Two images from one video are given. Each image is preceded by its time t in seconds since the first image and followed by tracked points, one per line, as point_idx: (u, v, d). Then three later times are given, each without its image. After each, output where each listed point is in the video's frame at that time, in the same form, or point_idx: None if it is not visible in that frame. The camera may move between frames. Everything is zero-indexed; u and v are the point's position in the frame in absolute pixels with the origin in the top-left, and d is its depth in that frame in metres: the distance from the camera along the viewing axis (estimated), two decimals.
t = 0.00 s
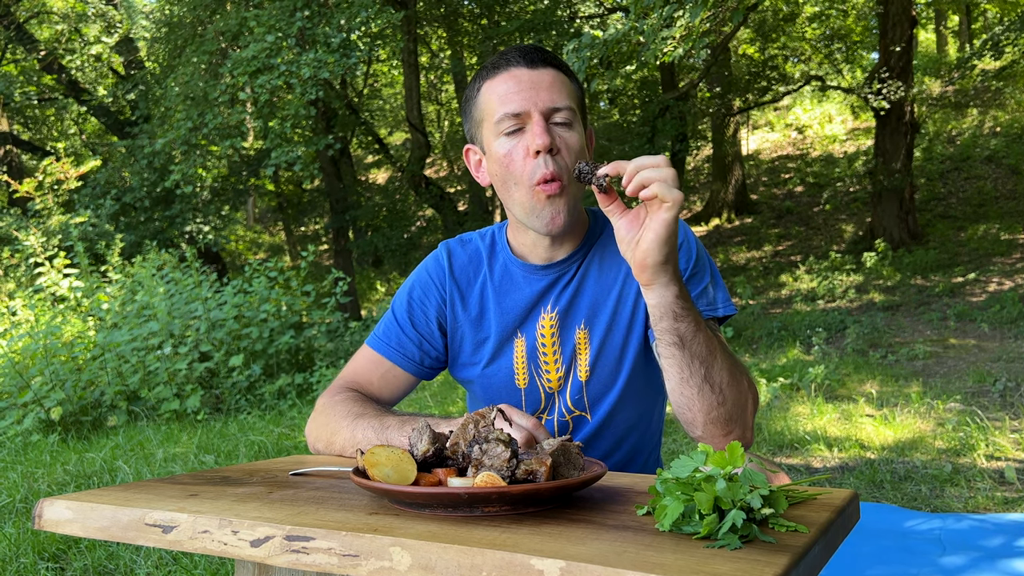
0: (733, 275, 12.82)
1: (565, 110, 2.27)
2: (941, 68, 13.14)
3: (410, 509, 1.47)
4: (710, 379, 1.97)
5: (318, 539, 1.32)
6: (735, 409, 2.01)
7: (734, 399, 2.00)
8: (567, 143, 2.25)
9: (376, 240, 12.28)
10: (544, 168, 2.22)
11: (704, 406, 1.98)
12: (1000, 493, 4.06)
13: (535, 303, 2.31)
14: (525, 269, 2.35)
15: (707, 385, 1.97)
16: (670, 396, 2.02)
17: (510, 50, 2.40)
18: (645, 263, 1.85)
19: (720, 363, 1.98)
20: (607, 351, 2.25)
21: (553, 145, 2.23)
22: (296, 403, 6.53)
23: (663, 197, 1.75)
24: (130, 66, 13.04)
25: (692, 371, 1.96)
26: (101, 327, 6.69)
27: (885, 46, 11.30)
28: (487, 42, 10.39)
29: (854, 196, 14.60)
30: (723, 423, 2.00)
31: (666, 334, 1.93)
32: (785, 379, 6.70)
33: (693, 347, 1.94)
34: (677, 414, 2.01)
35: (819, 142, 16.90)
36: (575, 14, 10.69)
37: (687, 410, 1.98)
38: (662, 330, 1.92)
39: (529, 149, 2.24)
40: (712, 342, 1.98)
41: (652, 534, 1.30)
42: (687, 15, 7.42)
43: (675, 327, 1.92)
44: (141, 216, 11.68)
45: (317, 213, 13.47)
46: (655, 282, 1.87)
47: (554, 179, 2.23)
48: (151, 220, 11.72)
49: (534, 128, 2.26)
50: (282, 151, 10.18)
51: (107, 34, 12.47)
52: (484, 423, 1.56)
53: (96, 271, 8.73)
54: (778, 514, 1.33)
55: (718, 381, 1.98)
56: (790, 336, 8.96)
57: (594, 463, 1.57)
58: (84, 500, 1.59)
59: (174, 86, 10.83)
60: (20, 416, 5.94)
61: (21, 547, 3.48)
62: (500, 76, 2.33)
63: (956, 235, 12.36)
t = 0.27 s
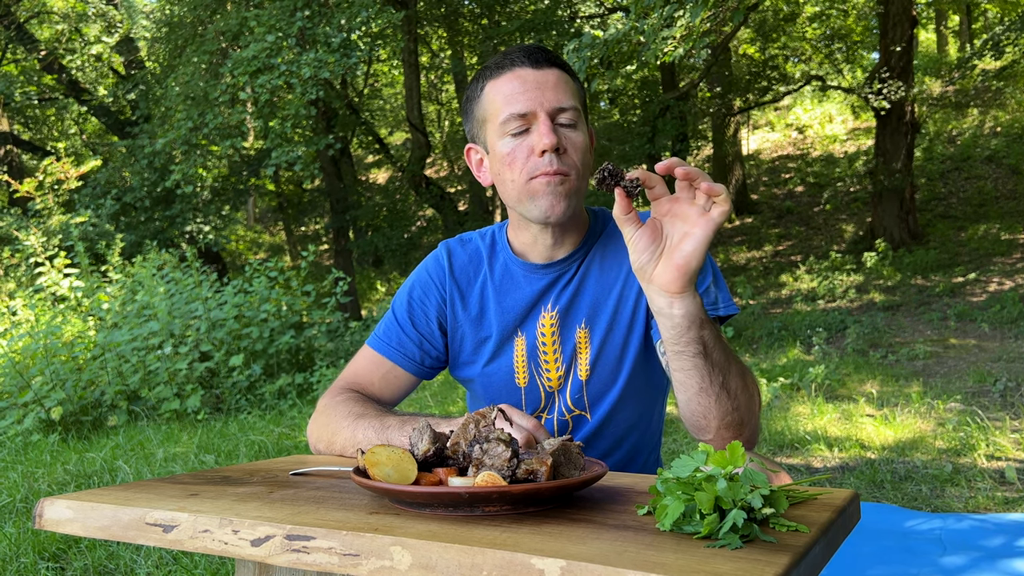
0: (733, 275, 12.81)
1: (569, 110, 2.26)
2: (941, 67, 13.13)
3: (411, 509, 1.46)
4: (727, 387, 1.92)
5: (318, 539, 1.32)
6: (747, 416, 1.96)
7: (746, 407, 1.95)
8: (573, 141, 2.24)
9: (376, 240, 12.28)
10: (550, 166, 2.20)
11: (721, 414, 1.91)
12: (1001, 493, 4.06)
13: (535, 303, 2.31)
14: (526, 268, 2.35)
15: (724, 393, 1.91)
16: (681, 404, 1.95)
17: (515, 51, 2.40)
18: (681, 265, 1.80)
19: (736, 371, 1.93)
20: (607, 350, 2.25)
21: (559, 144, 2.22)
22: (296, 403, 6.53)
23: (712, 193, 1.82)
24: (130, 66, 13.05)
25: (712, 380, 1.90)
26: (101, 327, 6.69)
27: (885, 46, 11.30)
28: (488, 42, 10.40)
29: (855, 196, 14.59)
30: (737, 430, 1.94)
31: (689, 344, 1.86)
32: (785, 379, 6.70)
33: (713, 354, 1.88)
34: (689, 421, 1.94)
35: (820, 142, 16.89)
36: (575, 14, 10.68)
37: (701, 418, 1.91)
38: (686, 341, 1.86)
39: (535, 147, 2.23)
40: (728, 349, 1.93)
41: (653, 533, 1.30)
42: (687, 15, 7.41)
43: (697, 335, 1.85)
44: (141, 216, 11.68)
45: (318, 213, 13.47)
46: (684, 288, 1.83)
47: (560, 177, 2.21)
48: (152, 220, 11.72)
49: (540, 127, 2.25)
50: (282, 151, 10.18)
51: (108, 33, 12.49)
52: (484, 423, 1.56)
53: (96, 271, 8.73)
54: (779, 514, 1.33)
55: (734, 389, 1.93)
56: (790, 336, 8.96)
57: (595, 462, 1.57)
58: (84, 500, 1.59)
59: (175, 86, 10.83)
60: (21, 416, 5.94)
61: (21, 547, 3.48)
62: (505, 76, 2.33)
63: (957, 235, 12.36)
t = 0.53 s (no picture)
0: (733, 275, 12.81)
1: (577, 109, 2.27)
2: (942, 66, 13.13)
3: (411, 508, 1.46)
4: (731, 395, 1.91)
5: (319, 538, 1.32)
6: (752, 421, 1.96)
7: (750, 412, 1.95)
8: (580, 141, 2.24)
9: (377, 240, 12.27)
10: (558, 165, 2.20)
11: (724, 420, 1.91)
12: (1001, 493, 4.06)
13: (537, 302, 2.31)
14: (527, 268, 2.35)
15: (729, 401, 1.91)
16: (684, 411, 1.94)
17: (522, 51, 2.41)
18: (687, 282, 1.77)
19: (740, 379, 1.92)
20: (609, 350, 2.25)
21: (567, 144, 2.22)
22: (296, 403, 6.53)
23: (726, 208, 1.76)
24: (131, 65, 13.05)
25: (717, 390, 1.89)
26: (101, 326, 6.69)
27: (885, 46, 11.30)
28: (488, 42, 10.40)
29: (855, 196, 14.58)
30: (741, 434, 1.94)
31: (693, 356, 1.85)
32: (786, 379, 6.70)
33: (716, 364, 1.87)
34: (694, 427, 1.93)
35: (820, 142, 16.88)
36: (576, 14, 10.67)
37: (705, 424, 1.91)
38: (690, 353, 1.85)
39: (543, 146, 2.22)
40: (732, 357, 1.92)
41: (653, 532, 1.30)
42: (687, 15, 7.41)
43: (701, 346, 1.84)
44: (142, 216, 11.67)
45: (318, 213, 13.47)
46: (689, 303, 1.80)
47: (568, 177, 2.21)
48: (152, 220, 11.72)
49: (548, 126, 2.26)
50: (282, 151, 10.18)
51: (108, 33, 12.49)
52: (484, 423, 1.55)
53: (97, 270, 8.73)
54: (779, 514, 1.33)
55: (738, 396, 1.92)
56: (791, 336, 8.96)
57: (595, 462, 1.57)
58: (85, 500, 1.59)
59: (175, 86, 10.83)
60: (21, 416, 5.94)
61: (21, 547, 3.48)
62: (512, 75, 2.34)
63: (957, 235, 12.35)
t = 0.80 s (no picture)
0: (733, 275, 12.80)
1: (582, 110, 2.26)
2: (942, 66, 13.13)
3: (411, 508, 1.46)
4: (731, 397, 1.91)
5: (319, 538, 1.32)
6: (754, 423, 1.96)
7: (752, 414, 1.95)
8: (584, 143, 2.24)
9: (377, 239, 12.27)
10: (561, 166, 2.20)
11: (725, 423, 1.91)
12: (1001, 493, 4.06)
13: (538, 303, 2.31)
14: (529, 268, 2.35)
15: (729, 405, 1.91)
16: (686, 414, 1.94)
17: (527, 50, 2.40)
18: (687, 288, 1.77)
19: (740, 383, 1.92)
20: (611, 350, 2.25)
21: (570, 145, 2.22)
22: (296, 402, 6.53)
23: (732, 217, 1.75)
24: (131, 65, 13.05)
25: (716, 393, 1.88)
26: (101, 326, 6.69)
27: (886, 46, 11.30)
28: (488, 41, 10.40)
29: (855, 196, 14.57)
30: (742, 435, 1.94)
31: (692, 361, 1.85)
32: (786, 378, 6.70)
33: (715, 368, 1.87)
34: (694, 428, 1.93)
35: (820, 142, 16.87)
36: (576, 14, 10.66)
37: (706, 427, 1.91)
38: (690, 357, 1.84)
39: (546, 147, 2.22)
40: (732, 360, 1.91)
41: (653, 532, 1.30)
42: (687, 15, 7.41)
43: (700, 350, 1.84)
44: (142, 215, 11.67)
45: (318, 213, 13.47)
46: (689, 308, 1.80)
47: (572, 178, 2.20)
48: (152, 220, 11.71)
49: (552, 128, 2.25)
50: (282, 151, 10.18)
51: (108, 32, 12.46)
52: (485, 423, 1.55)
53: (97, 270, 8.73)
54: (779, 513, 1.33)
55: (738, 398, 1.92)
56: (791, 336, 8.96)
57: (596, 462, 1.57)
58: (85, 499, 1.59)
59: (175, 85, 10.83)
60: (21, 415, 5.94)
61: (21, 546, 3.47)
62: (517, 75, 2.33)
63: (957, 235, 12.35)
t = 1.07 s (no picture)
0: (734, 275, 12.80)
1: (582, 112, 2.26)
2: (942, 66, 13.13)
3: (411, 507, 1.46)
4: (729, 396, 1.91)
5: (318, 537, 1.32)
6: (752, 420, 1.97)
7: (750, 412, 1.96)
8: (584, 146, 2.24)
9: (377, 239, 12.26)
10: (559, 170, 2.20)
11: (722, 422, 1.92)
12: (1001, 493, 4.06)
13: (540, 303, 2.32)
14: (531, 269, 2.35)
15: (727, 403, 1.91)
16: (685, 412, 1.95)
17: (529, 49, 2.39)
18: (682, 289, 1.76)
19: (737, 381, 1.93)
20: (612, 351, 2.25)
21: (570, 149, 2.22)
22: (296, 402, 6.53)
23: (727, 216, 1.74)
24: (131, 64, 13.05)
25: (713, 391, 1.89)
26: (101, 325, 6.69)
27: (886, 45, 11.30)
28: (488, 41, 10.40)
29: (855, 196, 14.56)
30: (741, 434, 1.96)
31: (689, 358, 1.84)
32: (786, 378, 6.70)
33: (713, 366, 1.87)
34: (693, 427, 1.95)
35: (820, 142, 16.86)
36: (576, 14, 10.66)
37: (705, 426, 1.92)
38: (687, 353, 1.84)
39: (546, 150, 2.23)
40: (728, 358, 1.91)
41: (653, 532, 1.30)
42: (688, 15, 7.41)
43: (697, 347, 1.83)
44: (142, 215, 11.66)
45: (318, 212, 13.47)
46: (686, 308, 1.79)
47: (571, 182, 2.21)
48: (152, 219, 11.70)
49: (552, 130, 2.26)
50: (282, 150, 10.18)
51: (109, 32, 12.44)
52: (484, 422, 1.55)
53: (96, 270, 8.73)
54: (778, 513, 1.33)
55: (736, 397, 1.93)
56: (791, 336, 8.96)
57: (595, 462, 1.57)
58: (85, 498, 1.59)
59: (175, 84, 10.83)
60: (21, 415, 5.94)
61: (20, 546, 3.47)
62: (518, 75, 2.33)
63: (957, 235, 12.35)
